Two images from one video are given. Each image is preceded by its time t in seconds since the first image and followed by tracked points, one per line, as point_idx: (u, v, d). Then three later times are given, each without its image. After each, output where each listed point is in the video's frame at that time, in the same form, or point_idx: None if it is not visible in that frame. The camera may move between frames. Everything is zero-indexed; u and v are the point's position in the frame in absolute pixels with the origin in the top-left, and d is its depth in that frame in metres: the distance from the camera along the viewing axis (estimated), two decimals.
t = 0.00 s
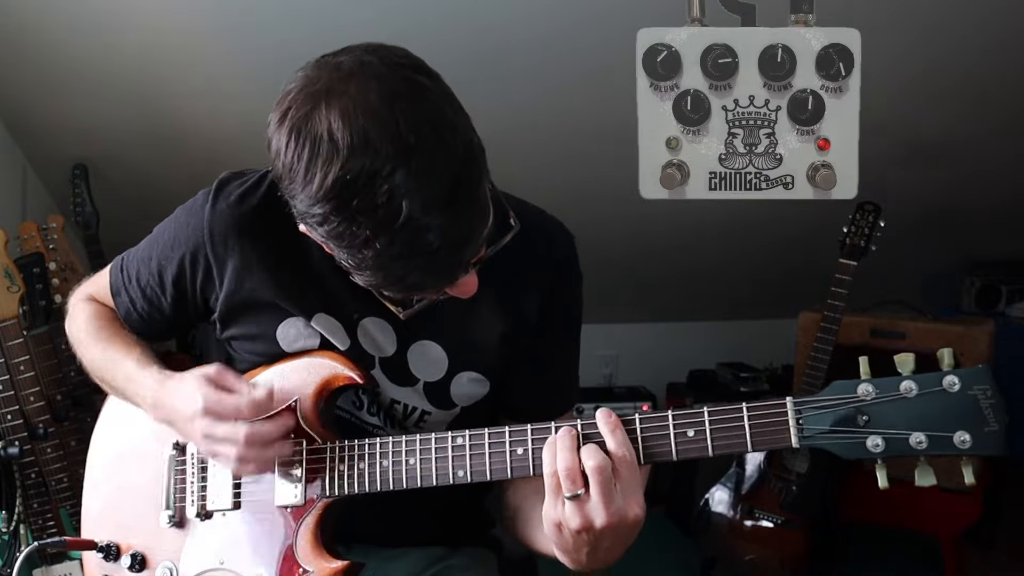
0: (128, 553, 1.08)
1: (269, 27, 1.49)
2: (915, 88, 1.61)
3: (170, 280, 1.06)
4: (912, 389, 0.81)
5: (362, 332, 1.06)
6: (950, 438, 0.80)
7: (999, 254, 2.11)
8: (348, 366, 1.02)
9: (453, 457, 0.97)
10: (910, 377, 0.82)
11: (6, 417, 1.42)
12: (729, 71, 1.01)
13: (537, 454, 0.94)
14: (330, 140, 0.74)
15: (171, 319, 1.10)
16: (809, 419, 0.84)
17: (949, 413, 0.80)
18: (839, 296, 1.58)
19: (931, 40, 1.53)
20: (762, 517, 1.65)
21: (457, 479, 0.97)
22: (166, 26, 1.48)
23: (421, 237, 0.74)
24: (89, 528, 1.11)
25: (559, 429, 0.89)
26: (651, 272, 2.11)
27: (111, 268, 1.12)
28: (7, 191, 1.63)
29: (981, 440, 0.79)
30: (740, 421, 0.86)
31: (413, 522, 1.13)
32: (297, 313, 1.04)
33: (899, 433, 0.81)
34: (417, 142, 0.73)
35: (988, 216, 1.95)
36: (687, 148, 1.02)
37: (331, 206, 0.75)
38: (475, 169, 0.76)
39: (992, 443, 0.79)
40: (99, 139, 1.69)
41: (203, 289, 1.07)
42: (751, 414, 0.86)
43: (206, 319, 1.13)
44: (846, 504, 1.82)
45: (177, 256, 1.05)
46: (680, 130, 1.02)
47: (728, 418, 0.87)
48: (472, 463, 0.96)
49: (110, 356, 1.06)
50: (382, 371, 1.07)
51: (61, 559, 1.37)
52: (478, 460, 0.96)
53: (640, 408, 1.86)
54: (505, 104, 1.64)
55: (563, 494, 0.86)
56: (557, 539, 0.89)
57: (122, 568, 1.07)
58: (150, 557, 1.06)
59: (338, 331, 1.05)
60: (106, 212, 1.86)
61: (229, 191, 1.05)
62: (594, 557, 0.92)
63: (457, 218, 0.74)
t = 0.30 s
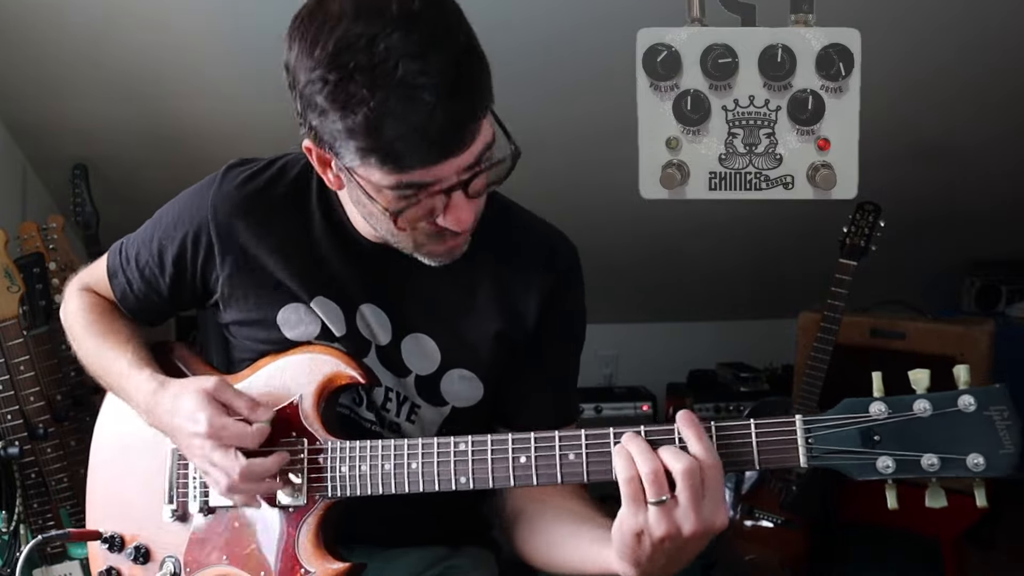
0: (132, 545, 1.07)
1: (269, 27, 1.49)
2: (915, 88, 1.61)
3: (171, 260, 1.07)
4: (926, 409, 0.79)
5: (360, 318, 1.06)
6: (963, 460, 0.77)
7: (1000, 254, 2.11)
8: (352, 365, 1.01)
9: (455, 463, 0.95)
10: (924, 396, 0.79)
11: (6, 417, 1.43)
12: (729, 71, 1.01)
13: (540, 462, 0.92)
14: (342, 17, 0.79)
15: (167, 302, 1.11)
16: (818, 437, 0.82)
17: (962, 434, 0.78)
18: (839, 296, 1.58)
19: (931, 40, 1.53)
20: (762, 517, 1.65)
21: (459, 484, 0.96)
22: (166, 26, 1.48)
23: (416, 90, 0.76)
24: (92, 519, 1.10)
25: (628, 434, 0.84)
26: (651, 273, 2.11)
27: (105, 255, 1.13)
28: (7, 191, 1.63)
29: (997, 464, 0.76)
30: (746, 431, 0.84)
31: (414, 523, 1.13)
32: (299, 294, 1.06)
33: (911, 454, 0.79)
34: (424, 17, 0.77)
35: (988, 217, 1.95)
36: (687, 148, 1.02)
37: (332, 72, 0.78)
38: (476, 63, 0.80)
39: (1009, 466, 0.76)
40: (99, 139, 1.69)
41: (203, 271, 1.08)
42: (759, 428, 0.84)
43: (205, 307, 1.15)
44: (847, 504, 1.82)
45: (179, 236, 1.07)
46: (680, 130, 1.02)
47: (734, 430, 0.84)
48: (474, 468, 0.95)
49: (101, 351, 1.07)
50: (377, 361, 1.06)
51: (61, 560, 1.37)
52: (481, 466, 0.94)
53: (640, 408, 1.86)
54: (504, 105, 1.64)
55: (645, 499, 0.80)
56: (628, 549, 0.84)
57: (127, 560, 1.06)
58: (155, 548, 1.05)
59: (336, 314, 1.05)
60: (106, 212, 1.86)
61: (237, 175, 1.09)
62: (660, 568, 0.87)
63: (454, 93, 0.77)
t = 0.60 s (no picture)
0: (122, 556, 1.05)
1: (269, 27, 1.49)
2: (915, 87, 1.61)
3: (185, 294, 1.02)
4: (901, 388, 0.80)
5: (374, 349, 1.05)
6: (939, 437, 0.78)
7: (999, 254, 2.11)
8: (340, 368, 1.02)
9: (445, 460, 0.96)
10: (899, 376, 0.80)
11: (6, 417, 1.42)
12: (729, 71, 1.01)
13: (528, 456, 0.94)
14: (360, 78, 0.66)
15: (179, 336, 1.05)
16: (798, 418, 0.83)
17: (936, 413, 0.78)
18: (839, 296, 1.58)
19: (932, 40, 1.53)
20: (762, 517, 1.65)
21: (448, 480, 0.97)
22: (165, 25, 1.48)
23: (350, 212, 0.66)
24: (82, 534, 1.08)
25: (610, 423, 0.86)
26: (651, 273, 2.11)
27: (102, 296, 1.06)
28: (7, 191, 1.63)
29: (971, 440, 0.77)
30: (728, 418, 0.86)
31: (411, 523, 1.13)
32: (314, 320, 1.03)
33: (888, 432, 0.80)
34: (415, 156, 0.66)
35: (988, 216, 1.95)
36: (687, 148, 1.02)
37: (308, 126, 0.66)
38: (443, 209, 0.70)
39: (983, 442, 0.77)
40: (99, 140, 1.69)
41: (217, 303, 1.04)
42: (741, 414, 0.85)
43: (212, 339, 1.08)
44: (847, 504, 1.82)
45: (192, 269, 1.01)
46: (680, 130, 1.02)
47: (719, 418, 0.86)
48: (464, 464, 0.96)
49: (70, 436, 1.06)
50: (387, 391, 1.06)
51: (61, 560, 1.37)
52: (469, 462, 0.96)
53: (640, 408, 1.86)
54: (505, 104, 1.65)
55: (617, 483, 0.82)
56: (602, 534, 0.85)
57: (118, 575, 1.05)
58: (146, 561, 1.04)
59: (348, 343, 1.04)
60: (105, 212, 1.86)
61: (245, 198, 1.02)
62: (635, 556, 0.88)
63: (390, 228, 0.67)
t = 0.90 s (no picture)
0: (121, 550, 1.04)
1: (268, 26, 1.49)
2: (915, 87, 1.61)
3: (183, 295, 1.06)
4: (912, 408, 0.79)
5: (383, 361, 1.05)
6: (946, 456, 0.78)
7: (1000, 254, 2.11)
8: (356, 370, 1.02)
9: (458, 463, 0.97)
10: (910, 396, 0.80)
11: (6, 417, 1.42)
12: (729, 71, 1.01)
13: (542, 461, 0.94)
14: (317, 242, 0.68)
15: (183, 332, 1.11)
16: (812, 431, 0.83)
17: (945, 432, 0.78)
18: (839, 296, 1.58)
19: (932, 40, 1.52)
20: (762, 517, 1.65)
21: (461, 482, 0.97)
22: (165, 25, 1.48)
23: (302, 364, 0.72)
24: (81, 523, 1.07)
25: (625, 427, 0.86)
26: (651, 272, 2.11)
27: (127, 274, 1.13)
28: (7, 191, 1.63)
29: (978, 461, 0.77)
30: (744, 428, 0.86)
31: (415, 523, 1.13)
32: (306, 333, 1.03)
33: (899, 449, 0.80)
34: (363, 330, 0.70)
35: (987, 217, 1.95)
36: (687, 148, 1.02)
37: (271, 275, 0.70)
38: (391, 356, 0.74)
39: (989, 463, 0.77)
40: (99, 139, 1.69)
41: (215, 309, 1.07)
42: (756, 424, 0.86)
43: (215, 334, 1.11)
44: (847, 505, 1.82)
45: (192, 274, 1.05)
46: (680, 130, 1.02)
47: (732, 429, 0.86)
48: (478, 466, 0.96)
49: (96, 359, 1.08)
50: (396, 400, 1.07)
51: (61, 559, 1.37)
52: (483, 465, 0.96)
53: (640, 408, 1.87)
54: (505, 104, 1.65)
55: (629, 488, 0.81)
56: (611, 537, 0.85)
57: (117, 565, 1.04)
58: (146, 552, 1.03)
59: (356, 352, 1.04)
60: (105, 212, 1.86)
61: (247, 208, 1.03)
62: (639, 559, 0.89)
63: (340, 377, 0.74)
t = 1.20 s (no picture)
0: (131, 541, 1.08)
1: (268, 27, 1.49)
2: (914, 88, 1.61)
3: (190, 275, 1.09)
4: (918, 407, 0.80)
5: (379, 336, 1.09)
6: (953, 457, 0.78)
7: (1000, 254, 2.10)
8: (359, 363, 1.03)
9: (458, 458, 0.97)
10: (916, 396, 0.80)
11: (6, 417, 1.42)
12: (729, 71, 1.01)
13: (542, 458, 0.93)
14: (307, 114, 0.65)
15: (188, 313, 1.13)
16: (814, 431, 0.83)
17: (953, 432, 0.78)
18: (839, 296, 1.58)
19: (932, 40, 1.52)
20: (762, 517, 1.66)
21: (460, 478, 0.97)
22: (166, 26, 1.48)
23: (335, 258, 0.65)
24: (93, 514, 1.10)
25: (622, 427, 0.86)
26: (651, 272, 2.11)
27: (129, 260, 1.14)
28: (7, 191, 1.64)
29: (985, 462, 0.77)
30: (745, 427, 0.85)
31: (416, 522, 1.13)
32: (316, 310, 1.08)
33: (903, 449, 0.80)
34: (404, 206, 0.65)
35: (987, 217, 1.95)
36: (687, 148, 1.02)
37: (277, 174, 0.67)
38: (427, 227, 0.67)
39: (998, 465, 0.76)
40: (99, 139, 1.69)
41: (222, 286, 1.10)
42: (756, 423, 0.85)
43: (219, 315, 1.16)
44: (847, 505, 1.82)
45: (199, 253, 1.08)
46: (680, 130, 1.02)
47: (732, 427, 0.86)
48: (477, 462, 0.96)
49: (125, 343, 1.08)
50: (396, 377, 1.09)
51: (61, 559, 1.37)
52: (483, 460, 0.96)
53: (640, 408, 1.86)
54: (506, 104, 1.64)
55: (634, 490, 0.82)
56: (622, 540, 0.85)
57: (126, 556, 1.07)
58: (154, 544, 1.06)
59: (354, 330, 1.08)
60: (105, 212, 1.86)
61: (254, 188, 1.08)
62: (651, 559, 0.89)
63: (383, 264, 0.66)
